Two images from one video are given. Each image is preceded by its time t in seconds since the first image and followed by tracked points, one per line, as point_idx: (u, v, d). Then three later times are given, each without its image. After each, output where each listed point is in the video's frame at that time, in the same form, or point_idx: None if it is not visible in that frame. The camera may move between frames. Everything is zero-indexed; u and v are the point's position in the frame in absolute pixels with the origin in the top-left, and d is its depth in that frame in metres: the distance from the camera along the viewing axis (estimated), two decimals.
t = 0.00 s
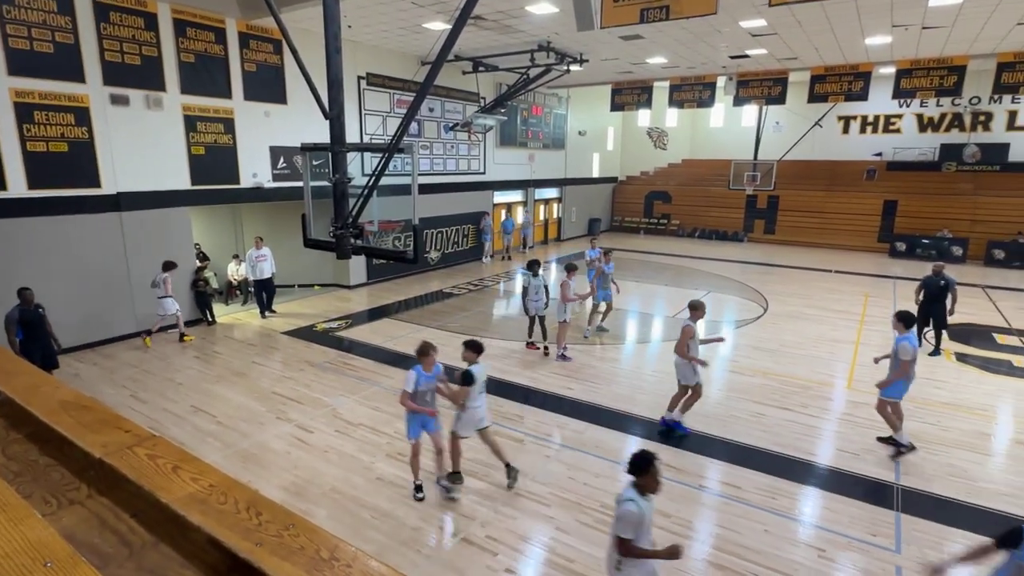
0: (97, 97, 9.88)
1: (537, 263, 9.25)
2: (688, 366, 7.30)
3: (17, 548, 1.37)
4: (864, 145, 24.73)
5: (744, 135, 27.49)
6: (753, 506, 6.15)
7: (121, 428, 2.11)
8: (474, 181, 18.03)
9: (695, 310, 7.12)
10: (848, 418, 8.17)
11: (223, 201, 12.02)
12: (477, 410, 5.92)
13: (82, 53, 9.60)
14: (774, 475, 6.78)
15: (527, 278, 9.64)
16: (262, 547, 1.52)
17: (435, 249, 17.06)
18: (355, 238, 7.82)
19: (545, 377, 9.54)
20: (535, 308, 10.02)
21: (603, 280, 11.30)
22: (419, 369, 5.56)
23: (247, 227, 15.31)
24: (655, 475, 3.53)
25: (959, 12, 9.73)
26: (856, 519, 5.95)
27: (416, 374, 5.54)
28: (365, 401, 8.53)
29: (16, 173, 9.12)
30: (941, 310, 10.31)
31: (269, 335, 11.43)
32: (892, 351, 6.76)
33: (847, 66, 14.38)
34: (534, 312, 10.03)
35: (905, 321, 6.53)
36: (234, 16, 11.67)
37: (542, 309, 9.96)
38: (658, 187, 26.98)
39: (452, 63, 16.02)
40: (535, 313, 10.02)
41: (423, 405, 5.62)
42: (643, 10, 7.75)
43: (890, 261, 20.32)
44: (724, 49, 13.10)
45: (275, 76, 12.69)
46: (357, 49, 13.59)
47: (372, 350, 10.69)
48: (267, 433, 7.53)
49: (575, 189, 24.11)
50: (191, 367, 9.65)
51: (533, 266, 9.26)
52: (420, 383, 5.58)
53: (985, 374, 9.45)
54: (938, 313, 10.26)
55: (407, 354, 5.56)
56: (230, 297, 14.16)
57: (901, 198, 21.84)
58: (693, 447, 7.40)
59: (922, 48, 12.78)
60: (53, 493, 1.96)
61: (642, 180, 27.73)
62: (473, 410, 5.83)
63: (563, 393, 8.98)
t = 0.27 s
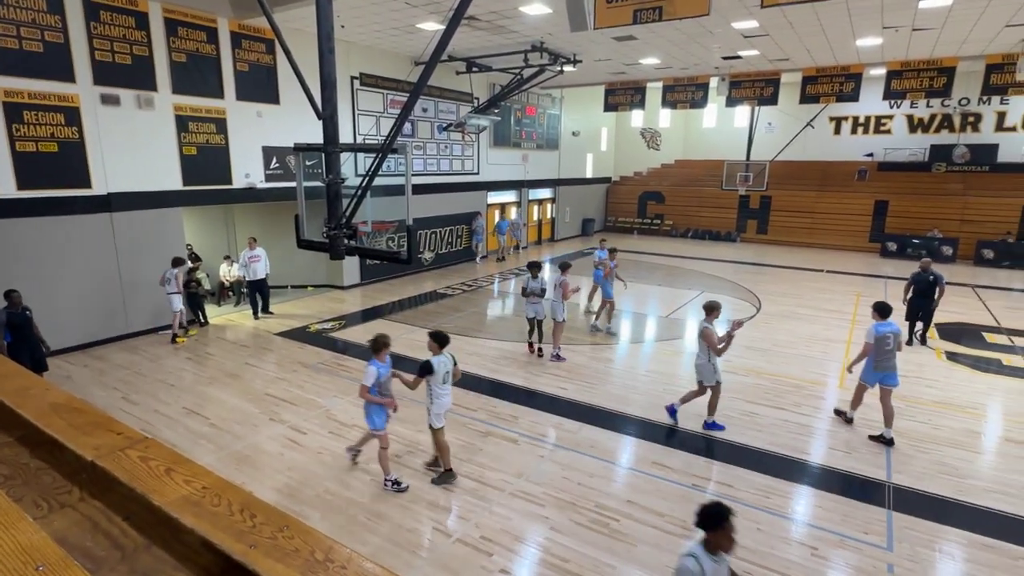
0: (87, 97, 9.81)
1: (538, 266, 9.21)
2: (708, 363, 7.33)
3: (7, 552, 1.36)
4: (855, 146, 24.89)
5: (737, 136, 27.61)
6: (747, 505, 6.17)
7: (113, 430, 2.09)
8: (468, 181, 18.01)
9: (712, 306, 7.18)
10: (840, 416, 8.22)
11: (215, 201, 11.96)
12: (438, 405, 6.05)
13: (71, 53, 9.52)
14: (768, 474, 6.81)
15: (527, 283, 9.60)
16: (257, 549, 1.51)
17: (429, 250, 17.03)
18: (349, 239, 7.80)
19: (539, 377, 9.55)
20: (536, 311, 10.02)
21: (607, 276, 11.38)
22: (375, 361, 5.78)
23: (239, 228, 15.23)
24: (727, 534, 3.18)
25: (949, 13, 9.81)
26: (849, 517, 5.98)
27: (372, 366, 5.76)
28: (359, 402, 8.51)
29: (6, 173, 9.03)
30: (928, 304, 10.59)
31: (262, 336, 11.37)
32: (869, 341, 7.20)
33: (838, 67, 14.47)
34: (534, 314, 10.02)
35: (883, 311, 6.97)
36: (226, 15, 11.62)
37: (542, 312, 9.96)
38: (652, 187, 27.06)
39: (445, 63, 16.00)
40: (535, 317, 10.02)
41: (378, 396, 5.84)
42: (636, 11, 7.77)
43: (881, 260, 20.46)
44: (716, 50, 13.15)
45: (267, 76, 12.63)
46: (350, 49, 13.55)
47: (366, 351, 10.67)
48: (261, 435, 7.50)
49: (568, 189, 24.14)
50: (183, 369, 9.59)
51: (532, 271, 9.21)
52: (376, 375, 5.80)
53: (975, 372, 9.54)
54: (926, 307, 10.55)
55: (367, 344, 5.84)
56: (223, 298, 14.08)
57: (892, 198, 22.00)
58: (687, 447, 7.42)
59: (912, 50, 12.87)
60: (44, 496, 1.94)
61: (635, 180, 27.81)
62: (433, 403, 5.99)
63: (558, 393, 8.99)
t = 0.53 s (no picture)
0: (82, 97, 9.76)
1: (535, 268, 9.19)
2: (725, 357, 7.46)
3: (3, 554, 1.35)
4: (850, 146, 24.98)
5: (733, 136, 27.68)
6: (744, 504, 6.19)
7: (108, 432, 2.08)
8: (465, 182, 18.01)
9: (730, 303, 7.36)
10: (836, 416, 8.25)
11: (211, 201, 11.92)
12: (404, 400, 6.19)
13: (66, 52, 9.47)
14: (764, 473, 6.83)
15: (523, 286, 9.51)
16: (254, 551, 1.51)
17: (426, 250, 17.02)
18: (345, 239, 7.78)
19: (536, 376, 9.56)
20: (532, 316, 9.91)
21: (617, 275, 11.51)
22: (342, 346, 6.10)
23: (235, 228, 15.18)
24: None
25: (943, 14, 9.85)
26: (844, 516, 6.01)
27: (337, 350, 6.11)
28: (356, 403, 8.49)
29: None
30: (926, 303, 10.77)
31: (258, 336, 11.34)
32: (847, 333, 7.51)
33: (834, 68, 14.52)
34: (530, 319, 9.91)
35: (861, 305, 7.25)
36: (221, 15, 11.58)
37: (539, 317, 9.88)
38: (648, 187, 27.10)
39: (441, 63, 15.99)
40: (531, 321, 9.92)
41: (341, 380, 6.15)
42: (633, 11, 7.78)
43: (876, 260, 20.55)
44: (712, 50, 13.17)
45: (263, 76, 12.60)
46: (346, 49, 13.52)
47: (362, 351, 10.65)
48: (257, 436, 7.47)
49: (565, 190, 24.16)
50: (178, 370, 9.55)
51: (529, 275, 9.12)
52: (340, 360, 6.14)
53: (969, 371, 9.60)
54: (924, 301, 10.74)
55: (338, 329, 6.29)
56: (218, 298, 14.03)
57: (887, 199, 22.10)
58: (684, 447, 7.44)
59: (907, 50, 12.92)
60: (39, 499, 1.93)
61: (631, 180, 27.85)
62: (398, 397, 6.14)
63: (555, 393, 9.00)
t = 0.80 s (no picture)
0: (78, 96, 9.73)
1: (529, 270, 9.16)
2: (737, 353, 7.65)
3: None
4: (847, 146, 25.04)
5: (730, 136, 27.73)
6: (741, 503, 6.20)
7: (105, 432, 2.07)
8: (462, 182, 18.00)
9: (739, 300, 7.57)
10: (833, 415, 8.27)
11: (208, 201, 11.89)
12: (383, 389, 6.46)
13: (62, 52, 9.44)
14: (761, 472, 6.85)
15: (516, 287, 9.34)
16: (251, 551, 1.50)
17: (423, 250, 17.01)
18: (342, 239, 7.77)
19: (533, 376, 9.56)
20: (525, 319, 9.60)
21: (630, 275, 11.73)
22: (315, 342, 6.46)
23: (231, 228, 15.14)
24: None
25: (938, 15, 9.89)
26: (841, 515, 6.03)
27: (310, 346, 6.43)
28: (353, 403, 8.49)
29: None
30: (922, 298, 11.09)
31: (255, 336, 11.32)
32: (829, 322, 7.83)
33: (830, 68, 14.56)
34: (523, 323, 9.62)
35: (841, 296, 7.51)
36: (218, 15, 11.56)
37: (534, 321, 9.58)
38: (645, 187, 27.14)
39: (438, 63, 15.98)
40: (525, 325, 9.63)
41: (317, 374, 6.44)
42: (630, 11, 7.80)
43: (873, 260, 20.60)
44: (709, 51, 13.20)
45: (259, 76, 12.58)
46: (343, 49, 13.51)
47: (359, 351, 10.64)
48: (254, 436, 7.46)
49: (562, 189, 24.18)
50: (175, 370, 9.52)
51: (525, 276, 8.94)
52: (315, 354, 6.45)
53: (965, 370, 9.64)
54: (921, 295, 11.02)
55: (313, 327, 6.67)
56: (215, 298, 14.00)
57: (883, 198, 22.16)
58: (681, 446, 7.45)
59: (903, 51, 12.97)
60: (35, 499, 1.93)
61: (629, 180, 27.88)
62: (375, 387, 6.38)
63: (552, 392, 9.00)
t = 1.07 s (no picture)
0: (74, 96, 9.70)
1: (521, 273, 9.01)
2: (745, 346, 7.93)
3: None
4: (844, 146, 25.08)
5: (727, 136, 27.76)
6: (739, 502, 6.22)
7: (102, 433, 2.06)
8: (460, 181, 17.99)
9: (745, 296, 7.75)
10: (830, 414, 8.29)
11: (205, 201, 11.86)
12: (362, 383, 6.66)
13: (58, 51, 9.41)
14: (758, 471, 6.86)
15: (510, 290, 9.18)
16: (250, 551, 1.50)
17: (421, 250, 17.00)
18: (340, 239, 7.76)
19: (531, 376, 9.56)
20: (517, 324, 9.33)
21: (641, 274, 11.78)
22: (301, 331, 6.77)
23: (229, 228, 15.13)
24: None
25: (935, 15, 9.92)
26: (838, 514, 6.05)
27: (295, 335, 6.76)
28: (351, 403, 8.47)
29: None
30: (915, 296, 11.42)
31: (253, 337, 11.30)
32: (816, 316, 8.07)
33: (827, 69, 14.59)
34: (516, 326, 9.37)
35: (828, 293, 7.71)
36: (216, 14, 11.54)
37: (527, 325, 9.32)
38: (643, 187, 27.16)
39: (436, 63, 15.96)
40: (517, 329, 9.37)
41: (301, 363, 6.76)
42: (628, 11, 7.80)
43: (870, 260, 20.66)
44: (706, 51, 13.22)
45: (257, 76, 12.56)
46: (341, 48, 13.49)
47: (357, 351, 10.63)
48: (252, 436, 7.46)
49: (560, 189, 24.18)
50: (172, 371, 9.51)
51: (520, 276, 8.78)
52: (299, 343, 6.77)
53: (962, 369, 9.67)
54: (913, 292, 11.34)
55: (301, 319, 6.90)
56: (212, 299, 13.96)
57: (881, 198, 22.21)
58: (679, 446, 7.46)
59: (900, 51, 13.01)
60: (32, 500, 1.92)
61: (627, 180, 27.89)
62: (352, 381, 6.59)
63: (550, 392, 9.00)
